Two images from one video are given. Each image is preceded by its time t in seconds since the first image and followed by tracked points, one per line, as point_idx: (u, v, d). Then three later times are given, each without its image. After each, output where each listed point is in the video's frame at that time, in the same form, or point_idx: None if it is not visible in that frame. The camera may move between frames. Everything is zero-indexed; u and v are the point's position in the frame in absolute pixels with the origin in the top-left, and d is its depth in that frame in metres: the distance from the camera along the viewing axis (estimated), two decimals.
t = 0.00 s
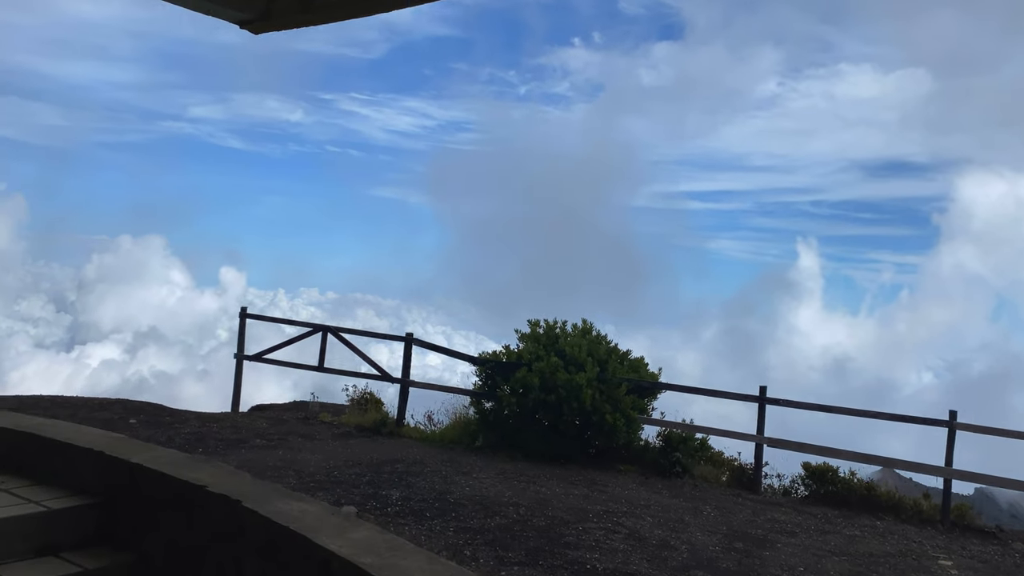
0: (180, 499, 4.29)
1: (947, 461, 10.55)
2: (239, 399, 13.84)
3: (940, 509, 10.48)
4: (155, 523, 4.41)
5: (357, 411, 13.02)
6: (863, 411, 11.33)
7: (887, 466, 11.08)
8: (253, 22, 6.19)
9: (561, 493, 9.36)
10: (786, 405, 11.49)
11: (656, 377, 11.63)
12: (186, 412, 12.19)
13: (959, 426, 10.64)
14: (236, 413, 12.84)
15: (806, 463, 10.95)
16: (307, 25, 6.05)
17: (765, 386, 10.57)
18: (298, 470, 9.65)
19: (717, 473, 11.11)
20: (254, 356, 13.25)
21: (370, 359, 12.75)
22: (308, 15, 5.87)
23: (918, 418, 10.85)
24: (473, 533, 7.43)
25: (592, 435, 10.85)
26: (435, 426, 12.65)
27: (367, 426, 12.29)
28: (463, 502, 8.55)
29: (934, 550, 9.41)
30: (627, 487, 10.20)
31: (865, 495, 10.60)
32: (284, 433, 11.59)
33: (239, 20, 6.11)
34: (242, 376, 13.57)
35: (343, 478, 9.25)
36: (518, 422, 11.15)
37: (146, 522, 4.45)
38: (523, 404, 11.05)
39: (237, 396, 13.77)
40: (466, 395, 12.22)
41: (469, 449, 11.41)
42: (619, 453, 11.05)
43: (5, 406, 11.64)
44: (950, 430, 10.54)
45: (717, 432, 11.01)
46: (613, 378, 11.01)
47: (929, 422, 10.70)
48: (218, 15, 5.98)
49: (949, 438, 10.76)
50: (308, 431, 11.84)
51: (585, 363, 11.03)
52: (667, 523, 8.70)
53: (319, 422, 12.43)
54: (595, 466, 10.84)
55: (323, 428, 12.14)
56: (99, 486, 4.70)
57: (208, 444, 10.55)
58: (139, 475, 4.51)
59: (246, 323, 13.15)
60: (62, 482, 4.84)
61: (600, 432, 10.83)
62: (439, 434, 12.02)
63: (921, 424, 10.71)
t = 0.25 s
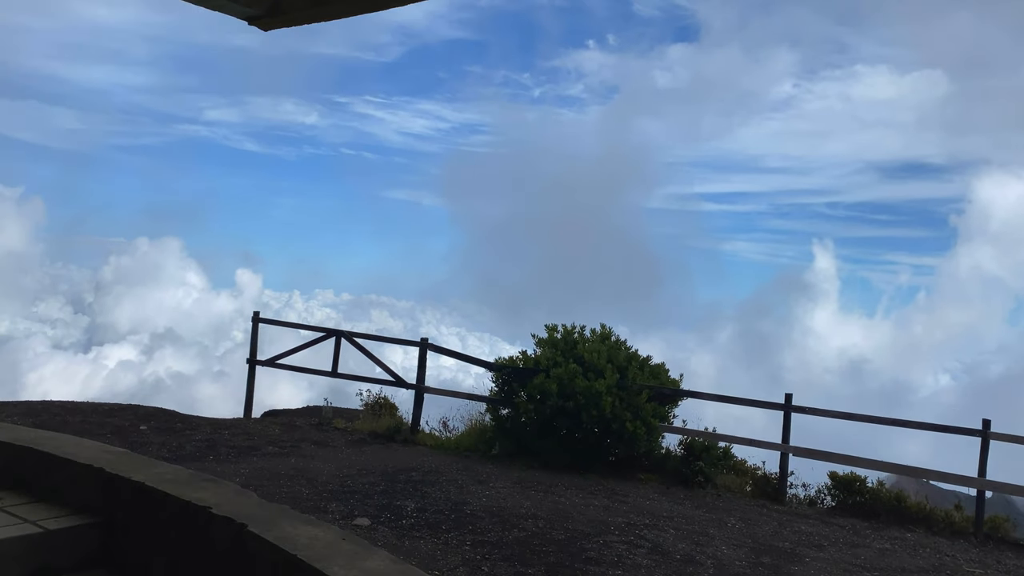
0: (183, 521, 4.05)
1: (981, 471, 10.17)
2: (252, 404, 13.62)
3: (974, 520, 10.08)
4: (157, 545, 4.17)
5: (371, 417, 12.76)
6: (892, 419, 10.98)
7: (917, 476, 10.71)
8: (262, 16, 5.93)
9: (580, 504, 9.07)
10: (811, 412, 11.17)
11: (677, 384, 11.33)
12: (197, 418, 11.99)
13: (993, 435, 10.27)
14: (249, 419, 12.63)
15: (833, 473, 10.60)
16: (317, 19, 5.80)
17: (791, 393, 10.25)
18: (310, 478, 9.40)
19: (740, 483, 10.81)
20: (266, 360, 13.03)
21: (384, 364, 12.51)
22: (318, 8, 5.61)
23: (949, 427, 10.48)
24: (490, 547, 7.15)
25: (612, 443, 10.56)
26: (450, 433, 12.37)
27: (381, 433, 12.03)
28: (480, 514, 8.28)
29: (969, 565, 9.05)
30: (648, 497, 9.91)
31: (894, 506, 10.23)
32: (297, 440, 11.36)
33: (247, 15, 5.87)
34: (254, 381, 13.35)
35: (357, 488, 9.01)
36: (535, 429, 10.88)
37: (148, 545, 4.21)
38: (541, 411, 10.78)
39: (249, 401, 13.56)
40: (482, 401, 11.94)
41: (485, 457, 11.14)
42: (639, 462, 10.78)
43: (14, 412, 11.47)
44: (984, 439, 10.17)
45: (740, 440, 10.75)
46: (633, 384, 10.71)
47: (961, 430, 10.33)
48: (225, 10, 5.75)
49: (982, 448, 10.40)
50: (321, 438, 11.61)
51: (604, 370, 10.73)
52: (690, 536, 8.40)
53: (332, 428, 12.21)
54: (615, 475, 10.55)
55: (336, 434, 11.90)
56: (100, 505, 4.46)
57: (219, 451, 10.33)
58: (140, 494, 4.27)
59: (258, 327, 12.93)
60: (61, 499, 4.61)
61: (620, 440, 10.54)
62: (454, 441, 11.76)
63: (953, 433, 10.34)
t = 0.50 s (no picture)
0: (186, 538, 3.81)
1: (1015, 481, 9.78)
2: (263, 410, 13.41)
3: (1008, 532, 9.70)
4: (159, 563, 3.92)
5: (384, 424, 12.51)
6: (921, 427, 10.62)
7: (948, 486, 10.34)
8: (271, 6, 5.68)
9: (600, 515, 8.79)
10: (837, 420, 10.83)
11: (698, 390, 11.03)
12: (207, 424, 11.77)
13: None
14: (260, 425, 12.41)
15: (860, 483, 10.26)
16: (329, 9, 5.54)
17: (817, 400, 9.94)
18: (322, 486, 9.15)
19: (764, 492, 10.51)
20: (278, 365, 12.81)
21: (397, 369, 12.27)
22: None
23: (982, 435, 10.12)
24: (508, 561, 6.87)
25: (632, 451, 10.28)
26: (465, 440, 12.09)
27: (395, 439, 11.78)
28: (497, 524, 8.00)
29: None
30: (670, 507, 9.62)
31: (925, 517, 9.87)
32: (309, 447, 11.12)
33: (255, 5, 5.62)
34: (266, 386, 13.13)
35: (370, 497, 8.76)
36: (553, 436, 10.61)
37: (149, 563, 3.96)
38: (558, 418, 10.50)
39: (261, 406, 13.34)
40: (497, 407, 11.67)
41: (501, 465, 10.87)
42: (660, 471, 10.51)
43: (23, 417, 11.28)
44: (1018, 447, 9.80)
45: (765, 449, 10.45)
46: (654, 391, 10.42)
47: (994, 438, 9.97)
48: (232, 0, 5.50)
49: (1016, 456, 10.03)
50: (334, 445, 11.37)
51: (624, 375, 10.44)
52: (715, 549, 8.10)
53: (345, 434, 11.97)
54: (635, 483, 10.26)
55: (349, 441, 11.66)
56: (100, 519, 4.22)
57: (230, 458, 10.11)
58: (142, 509, 4.02)
59: (269, 331, 12.71)
60: (59, 513, 4.38)
61: (640, 448, 10.25)
62: (470, 449, 11.49)
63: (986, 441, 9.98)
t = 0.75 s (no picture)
0: (190, 563, 3.56)
1: None
2: (274, 415, 13.18)
3: None
4: None
5: (397, 429, 12.24)
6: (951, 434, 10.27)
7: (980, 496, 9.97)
8: None
9: (621, 526, 8.50)
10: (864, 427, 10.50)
11: (719, 396, 10.73)
12: (217, 430, 11.54)
13: None
14: (271, 430, 12.17)
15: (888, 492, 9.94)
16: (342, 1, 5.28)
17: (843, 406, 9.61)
18: (334, 495, 8.89)
19: (788, 501, 10.20)
20: (290, 370, 12.58)
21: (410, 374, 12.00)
22: None
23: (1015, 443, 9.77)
24: None
25: (652, 458, 10.00)
26: (480, 446, 11.81)
27: (408, 445, 11.52)
28: (514, 536, 7.73)
29: None
30: (691, 517, 9.33)
31: (956, 528, 9.52)
32: (320, 453, 10.88)
33: None
34: (277, 391, 12.90)
35: (384, 507, 8.50)
36: (570, 443, 10.33)
37: None
38: (576, 425, 10.22)
39: (272, 411, 13.11)
40: (513, 413, 11.40)
41: (517, 473, 10.61)
42: (681, 479, 10.22)
43: (30, 422, 11.08)
44: None
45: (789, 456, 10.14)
46: (674, 397, 10.12)
47: None
48: None
49: None
50: (346, 451, 11.13)
51: (643, 381, 10.15)
52: (741, 562, 7.80)
53: (357, 440, 11.72)
54: (655, 492, 9.98)
55: (362, 447, 11.41)
56: (100, 541, 3.97)
57: (240, 465, 9.86)
58: (144, 531, 3.78)
59: (280, 335, 12.47)
60: (58, 533, 4.14)
61: (661, 456, 9.96)
62: (484, 455, 11.21)
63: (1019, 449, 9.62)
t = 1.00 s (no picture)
0: None
1: None
2: (284, 419, 12.95)
3: None
4: None
5: (409, 433, 11.99)
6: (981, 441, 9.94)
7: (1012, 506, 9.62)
8: None
9: (641, 536, 8.22)
10: (890, 433, 10.18)
11: (739, 401, 10.44)
12: (225, 435, 11.31)
13: None
14: (280, 435, 11.94)
15: (916, 501, 9.62)
16: None
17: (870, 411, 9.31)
18: (345, 503, 8.66)
19: (811, 509, 9.88)
20: (299, 373, 12.34)
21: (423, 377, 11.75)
22: None
23: None
24: None
25: (671, 465, 9.71)
26: (493, 451, 11.54)
27: (421, 451, 11.27)
28: (531, 547, 7.46)
29: None
30: (713, 526, 9.05)
31: (987, 538, 9.18)
32: (331, 459, 10.64)
33: None
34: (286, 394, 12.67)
35: (396, 515, 8.25)
36: (587, 449, 10.05)
37: None
38: (593, 431, 9.94)
39: (281, 415, 12.88)
40: (527, 417, 11.14)
41: (532, 479, 10.35)
42: (701, 486, 9.93)
43: (35, 426, 10.87)
44: None
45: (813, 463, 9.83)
46: (694, 402, 9.84)
47: None
48: None
49: None
50: (357, 456, 10.89)
51: (662, 385, 9.85)
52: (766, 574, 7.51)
53: (368, 445, 11.47)
54: (674, 500, 9.69)
55: (373, 452, 11.17)
56: (97, 561, 3.72)
57: (248, 471, 9.63)
58: (141, 553, 3.54)
59: (290, 338, 12.23)
60: (52, 553, 3.90)
61: (681, 463, 9.68)
62: (498, 461, 10.94)
63: None
